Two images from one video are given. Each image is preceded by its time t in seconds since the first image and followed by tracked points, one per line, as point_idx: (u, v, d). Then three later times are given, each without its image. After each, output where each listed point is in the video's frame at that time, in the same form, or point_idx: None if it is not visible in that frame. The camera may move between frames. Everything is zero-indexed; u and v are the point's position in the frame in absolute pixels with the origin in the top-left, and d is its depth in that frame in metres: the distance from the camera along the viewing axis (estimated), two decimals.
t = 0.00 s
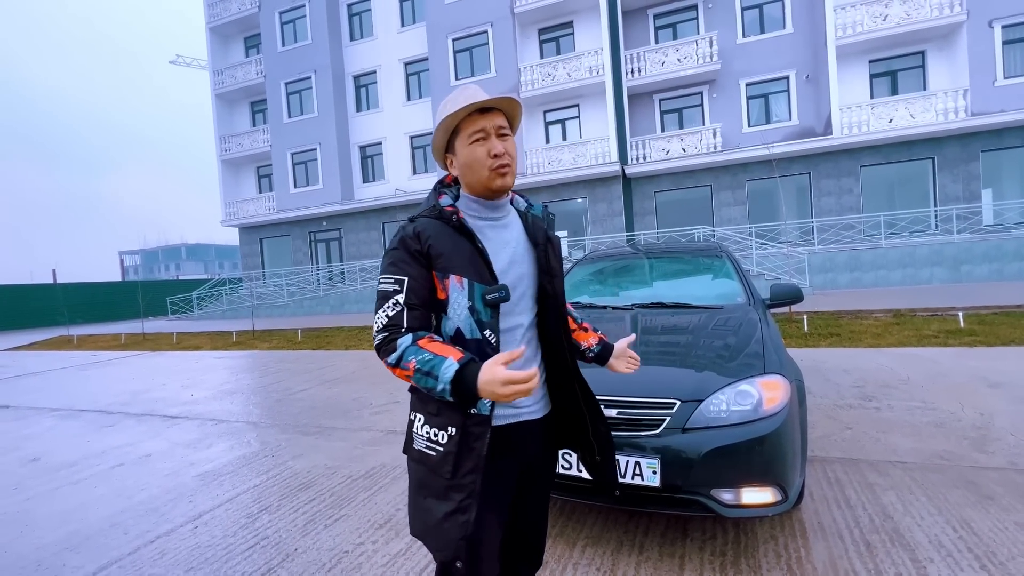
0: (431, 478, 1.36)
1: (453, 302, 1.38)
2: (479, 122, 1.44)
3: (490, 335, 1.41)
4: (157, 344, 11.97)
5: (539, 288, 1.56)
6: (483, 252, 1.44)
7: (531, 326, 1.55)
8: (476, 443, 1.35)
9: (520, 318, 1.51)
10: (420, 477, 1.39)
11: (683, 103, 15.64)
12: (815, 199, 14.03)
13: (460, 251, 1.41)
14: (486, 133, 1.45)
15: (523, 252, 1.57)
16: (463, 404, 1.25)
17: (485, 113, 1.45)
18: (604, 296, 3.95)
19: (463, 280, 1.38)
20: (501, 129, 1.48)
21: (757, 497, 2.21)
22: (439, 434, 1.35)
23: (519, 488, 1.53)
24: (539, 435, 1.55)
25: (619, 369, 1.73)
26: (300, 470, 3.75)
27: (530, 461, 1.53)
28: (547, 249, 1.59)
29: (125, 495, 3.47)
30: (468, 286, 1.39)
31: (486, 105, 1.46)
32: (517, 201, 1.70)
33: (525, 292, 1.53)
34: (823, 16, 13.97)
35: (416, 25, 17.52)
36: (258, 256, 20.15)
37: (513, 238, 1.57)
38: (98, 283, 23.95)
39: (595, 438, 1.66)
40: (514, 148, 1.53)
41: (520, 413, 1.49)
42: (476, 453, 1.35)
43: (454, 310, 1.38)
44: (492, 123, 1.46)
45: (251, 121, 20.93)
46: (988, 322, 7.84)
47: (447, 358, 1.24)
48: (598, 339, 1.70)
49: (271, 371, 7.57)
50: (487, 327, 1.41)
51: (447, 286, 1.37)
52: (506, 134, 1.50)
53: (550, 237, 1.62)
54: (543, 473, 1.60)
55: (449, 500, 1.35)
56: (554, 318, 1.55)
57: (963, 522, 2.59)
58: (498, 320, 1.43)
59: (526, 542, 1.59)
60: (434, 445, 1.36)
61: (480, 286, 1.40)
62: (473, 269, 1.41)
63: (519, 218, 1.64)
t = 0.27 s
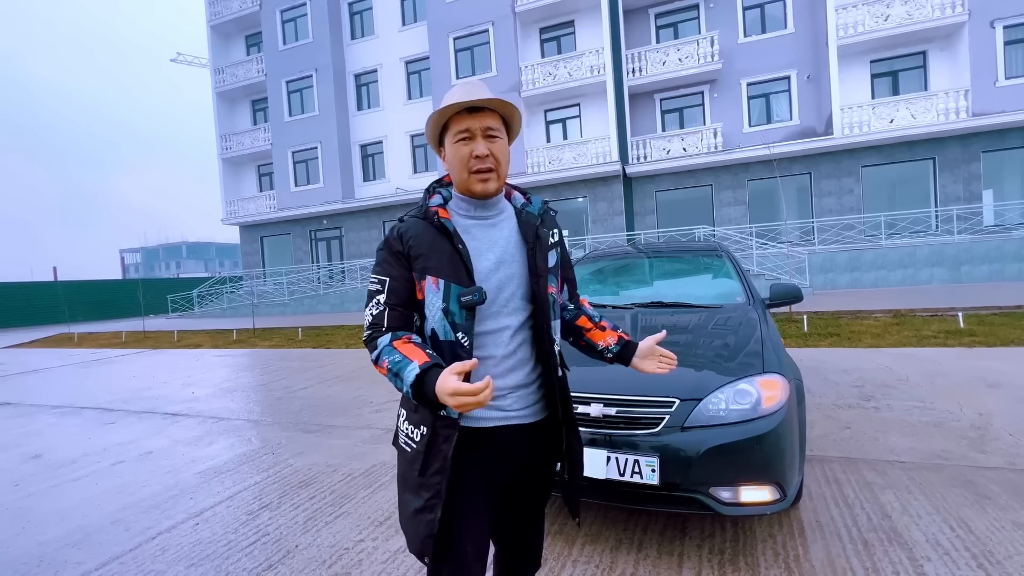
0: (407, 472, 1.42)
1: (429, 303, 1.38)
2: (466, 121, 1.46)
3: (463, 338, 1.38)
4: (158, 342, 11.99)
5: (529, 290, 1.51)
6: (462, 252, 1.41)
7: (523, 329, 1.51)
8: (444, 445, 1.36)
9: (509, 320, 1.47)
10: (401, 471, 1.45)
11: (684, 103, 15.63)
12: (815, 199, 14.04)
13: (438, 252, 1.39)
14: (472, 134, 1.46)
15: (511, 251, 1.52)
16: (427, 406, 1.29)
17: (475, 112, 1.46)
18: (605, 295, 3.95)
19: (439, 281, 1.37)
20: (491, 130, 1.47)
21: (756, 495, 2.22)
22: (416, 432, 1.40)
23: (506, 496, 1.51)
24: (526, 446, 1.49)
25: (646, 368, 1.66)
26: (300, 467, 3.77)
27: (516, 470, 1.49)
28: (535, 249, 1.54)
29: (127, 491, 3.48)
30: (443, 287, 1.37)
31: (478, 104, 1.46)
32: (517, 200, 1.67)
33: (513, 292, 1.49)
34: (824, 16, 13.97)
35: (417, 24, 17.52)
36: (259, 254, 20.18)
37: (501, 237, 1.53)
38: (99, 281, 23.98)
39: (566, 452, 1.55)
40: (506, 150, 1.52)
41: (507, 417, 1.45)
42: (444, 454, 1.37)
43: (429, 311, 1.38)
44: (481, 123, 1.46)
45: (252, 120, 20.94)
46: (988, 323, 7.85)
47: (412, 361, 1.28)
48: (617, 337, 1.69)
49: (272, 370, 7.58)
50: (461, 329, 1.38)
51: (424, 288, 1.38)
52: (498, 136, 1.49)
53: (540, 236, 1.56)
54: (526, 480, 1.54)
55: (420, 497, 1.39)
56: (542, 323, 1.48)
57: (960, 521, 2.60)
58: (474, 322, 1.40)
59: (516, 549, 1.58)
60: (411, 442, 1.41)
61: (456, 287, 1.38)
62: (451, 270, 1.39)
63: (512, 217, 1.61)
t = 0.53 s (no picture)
0: (405, 475, 1.44)
1: (425, 306, 1.38)
2: (462, 124, 1.47)
3: (459, 341, 1.39)
4: (162, 343, 12.03)
5: (526, 296, 1.50)
6: (460, 256, 1.41)
7: (519, 334, 1.51)
8: (441, 449, 1.37)
9: (506, 324, 1.47)
10: (399, 474, 1.47)
11: (687, 105, 15.63)
12: (819, 201, 14.01)
13: (434, 254, 1.40)
14: (469, 136, 1.47)
15: (508, 255, 1.52)
16: (423, 409, 1.30)
17: (471, 114, 1.47)
18: (608, 297, 3.96)
19: (436, 284, 1.38)
20: (487, 133, 1.48)
21: (758, 499, 2.22)
22: (413, 435, 1.41)
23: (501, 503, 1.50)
24: (520, 452, 1.49)
25: (648, 377, 1.67)
26: (303, 468, 3.78)
27: (512, 476, 1.49)
28: (531, 253, 1.53)
29: (131, 492, 3.50)
30: (440, 290, 1.38)
31: (474, 107, 1.47)
32: (517, 203, 1.67)
33: (510, 297, 1.48)
34: (828, 18, 13.95)
35: (421, 26, 17.57)
36: (262, 255, 20.23)
37: (499, 241, 1.53)
38: (103, 282, 24.06)
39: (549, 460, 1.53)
40: (503, 152, 1.52)
41: (504, 422, 1.46)
42: (440, 458, 1.38)
43: (426, 313, 1.38)
44: (476, 125, 1.47)
45: (256, 121, 21.01)
46: (993, 325, 7.82)
47: (409, 364, 1.29)
48: (618, 345, 1.71)
49: (275, 370, 7.60)
50: (458, 332, 1.38)
51: (421, 290, 1.38)
52: (495, 138, 1.50)
53: (537, 240, 1.56)
54: (523, 486, 1.54)
55: (417, 500, 1.40)
56: (538, 328, 1.47)
57: (964, 526, 2.59)
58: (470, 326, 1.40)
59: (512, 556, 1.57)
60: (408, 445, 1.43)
61: (453, 290, 1.38)
62: (448, 273, 1.39)
63: (511, 220, 1.61)
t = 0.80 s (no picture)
0: (409, 477, 1.42)
1: (432, 307, 1.38)
2: (471, 122, 1.46)
3: (468, 341, 1.39)
4: (163, 342, 12.04)
5: (530, 296, 1.50)
6: (466, 256, 1.42)
7: (522, 334, 1.51)
8: (448, 449, 1.37)
9: (509, 324, 1.47)
10: (403, 477, 1.45)
11: (688, 105, 15.63)
12: (820, 201, 14.00)
13: (441, 255, 1.40)
14: (479, 134, 1.46)
15: (512, 256, 1.53)
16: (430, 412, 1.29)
17: (480, 112, 1.47)
18: (608, 297, 3.96)
19: (444, 285, 1.38)
20: (495, 130, 1.48)
21: (759, 499, 2.22)
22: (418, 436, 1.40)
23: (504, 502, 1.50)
24: (524, 451, 1.50)
25: (641, 371, 1.66)
26: (304, 468, 3.78)
27: (515, 475, 1.49)
28: (536, 253, 1.54)
29: (132, 491, 3.50)
30: (448, 290, 1.38)
31: (482, 105, 1.47)
32: (517, 203, 1.68)
33: (512, 298, 1.48)
34: (829, 18, 13.95)
35: (422, 26, 17.58)
36: (263, 255, 20.25)
37: (502, 243, 1.54)
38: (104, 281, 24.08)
39: (560, 458, 1.53)
40: (509, 150, 1.53)
41: (509, 422, 1.46)
42: (448, 459, 1.37)
43: (434, 314, 1.38)
44: (485, 122, 1.47)
45: (257, 121, 21.03)
46: (994, 327, 7.81)
47: (417, 366, 1.28)
48: (611, 341, 1.70)
49: (275, 370, 7.60)
50: (466, 332, 1.39)
51: (428, 291, 1.38)
52: (502, 136, 1.50)
53: (540, 241, 1.57)
54: (525, 485, 1.54)
55: (424, 502, 1.39)
56: (542, 329, 1.48)
57: (965, 527, 2.59)
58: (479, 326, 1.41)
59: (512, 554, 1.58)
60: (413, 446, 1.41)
61: (461, 291, 1.39)
62: (455, 275, 1.40)
63: (513, 221, 1.62)
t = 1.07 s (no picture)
0: (413, 479, 1.37)
1: (440, 305, 1.37)
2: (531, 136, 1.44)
3: (474, 341, 1.38)
4: (163, 341, 12.04)
5: (532, 293, 1.51)
6: (473, 256, 1.42)
7: (523, 330, 1.51)
8: (459, 447, 1.34)
9: (512, 320, 1.48)
10: (404, 480, 1.39)
11: (689, 105, 15.62)
12: (820, 201, 13.99)
13: (447, 254, 1.39)
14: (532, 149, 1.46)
15: (514, 256, 1.53)
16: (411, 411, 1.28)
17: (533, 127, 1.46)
18: (610, 296, 3.96)
19: (451, 284, 1.37)
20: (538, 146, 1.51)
21: (759, 499, 2.21)
22: (422, 438, 1.35)
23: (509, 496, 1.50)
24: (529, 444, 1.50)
25: (652, 332, 1.71)
26: (304, 467, 3.78)
27: (520, 469, 1.49)
28: (536, 253, 1.55)
29: (131, 489, 3.50)
30: (455, 290, 1.38)
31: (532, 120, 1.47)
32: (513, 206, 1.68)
33: (514, 294, 1.49)
34: (830, 18, 13.93)
35: (422, 26, 17.57)
36: (263, 254, 20.26)
37: (504, 244, 1.54)
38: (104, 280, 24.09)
39: (568, 449, 1.56)
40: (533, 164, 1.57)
41: (513, 416, 1.46)
42: (460, 457, 1.35)
43: (437, 312, 1.37)
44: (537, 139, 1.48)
45: (257, 120, 21.02)
46: (994, 327, 7.80)
47: (399, 364, 1.26)
48: (614, 318, 1.74)
49: (275, 369, 7.61)
50: (472, 331, 1.39)
51: (433, 288, 1.37)
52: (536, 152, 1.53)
53: (540, 241, 1.58)
54: (529, 480, 1.54)
55: (433, 503, 1.35)
56: (546, 324, 1.49)
57: (964, 527, 2.59)
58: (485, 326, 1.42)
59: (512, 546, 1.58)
60: (417, 447, 1.36)
61: (468, 291, 1.39)
62: (462, 274, 1.39)
63: (512, 223, 1.62)
